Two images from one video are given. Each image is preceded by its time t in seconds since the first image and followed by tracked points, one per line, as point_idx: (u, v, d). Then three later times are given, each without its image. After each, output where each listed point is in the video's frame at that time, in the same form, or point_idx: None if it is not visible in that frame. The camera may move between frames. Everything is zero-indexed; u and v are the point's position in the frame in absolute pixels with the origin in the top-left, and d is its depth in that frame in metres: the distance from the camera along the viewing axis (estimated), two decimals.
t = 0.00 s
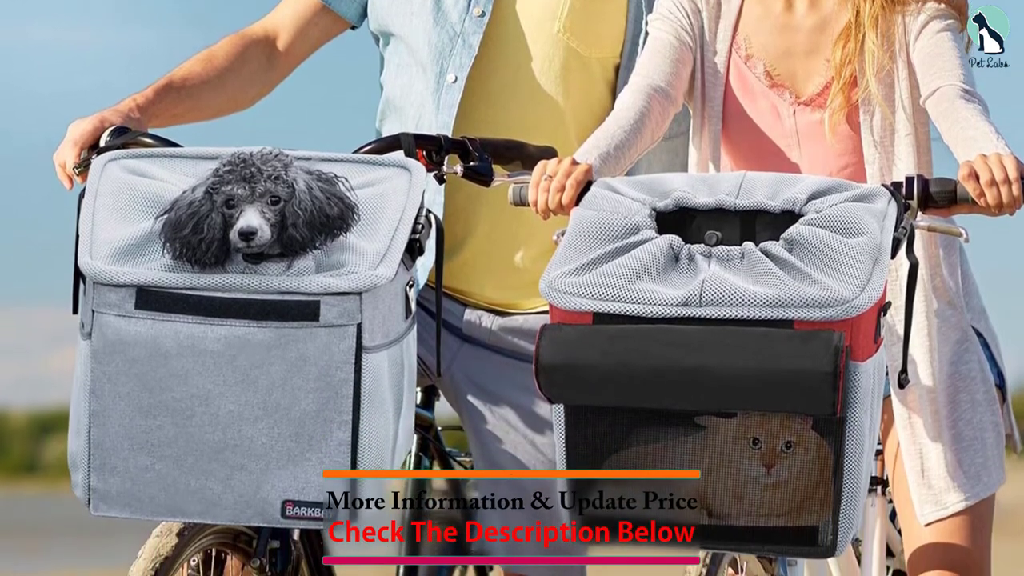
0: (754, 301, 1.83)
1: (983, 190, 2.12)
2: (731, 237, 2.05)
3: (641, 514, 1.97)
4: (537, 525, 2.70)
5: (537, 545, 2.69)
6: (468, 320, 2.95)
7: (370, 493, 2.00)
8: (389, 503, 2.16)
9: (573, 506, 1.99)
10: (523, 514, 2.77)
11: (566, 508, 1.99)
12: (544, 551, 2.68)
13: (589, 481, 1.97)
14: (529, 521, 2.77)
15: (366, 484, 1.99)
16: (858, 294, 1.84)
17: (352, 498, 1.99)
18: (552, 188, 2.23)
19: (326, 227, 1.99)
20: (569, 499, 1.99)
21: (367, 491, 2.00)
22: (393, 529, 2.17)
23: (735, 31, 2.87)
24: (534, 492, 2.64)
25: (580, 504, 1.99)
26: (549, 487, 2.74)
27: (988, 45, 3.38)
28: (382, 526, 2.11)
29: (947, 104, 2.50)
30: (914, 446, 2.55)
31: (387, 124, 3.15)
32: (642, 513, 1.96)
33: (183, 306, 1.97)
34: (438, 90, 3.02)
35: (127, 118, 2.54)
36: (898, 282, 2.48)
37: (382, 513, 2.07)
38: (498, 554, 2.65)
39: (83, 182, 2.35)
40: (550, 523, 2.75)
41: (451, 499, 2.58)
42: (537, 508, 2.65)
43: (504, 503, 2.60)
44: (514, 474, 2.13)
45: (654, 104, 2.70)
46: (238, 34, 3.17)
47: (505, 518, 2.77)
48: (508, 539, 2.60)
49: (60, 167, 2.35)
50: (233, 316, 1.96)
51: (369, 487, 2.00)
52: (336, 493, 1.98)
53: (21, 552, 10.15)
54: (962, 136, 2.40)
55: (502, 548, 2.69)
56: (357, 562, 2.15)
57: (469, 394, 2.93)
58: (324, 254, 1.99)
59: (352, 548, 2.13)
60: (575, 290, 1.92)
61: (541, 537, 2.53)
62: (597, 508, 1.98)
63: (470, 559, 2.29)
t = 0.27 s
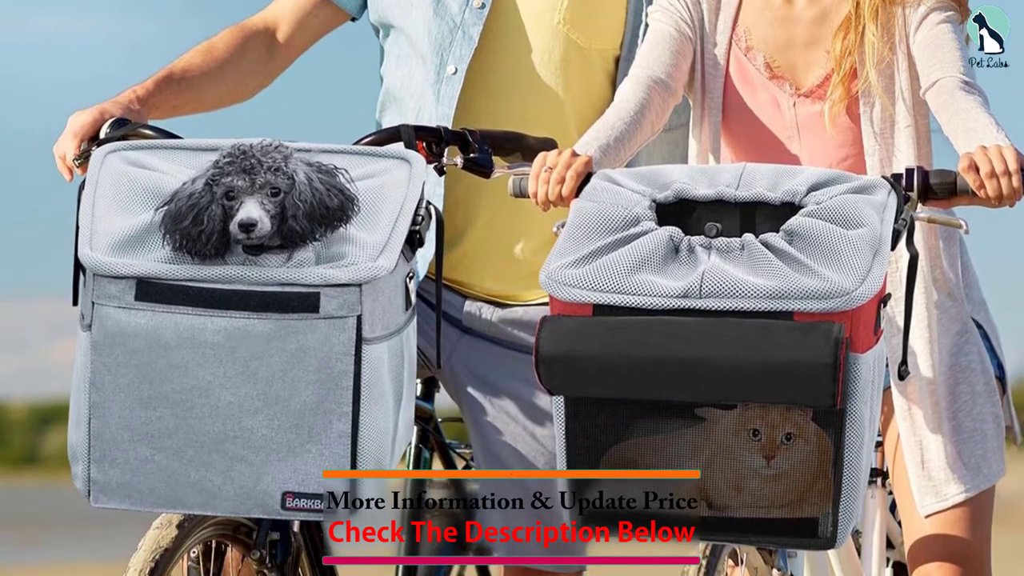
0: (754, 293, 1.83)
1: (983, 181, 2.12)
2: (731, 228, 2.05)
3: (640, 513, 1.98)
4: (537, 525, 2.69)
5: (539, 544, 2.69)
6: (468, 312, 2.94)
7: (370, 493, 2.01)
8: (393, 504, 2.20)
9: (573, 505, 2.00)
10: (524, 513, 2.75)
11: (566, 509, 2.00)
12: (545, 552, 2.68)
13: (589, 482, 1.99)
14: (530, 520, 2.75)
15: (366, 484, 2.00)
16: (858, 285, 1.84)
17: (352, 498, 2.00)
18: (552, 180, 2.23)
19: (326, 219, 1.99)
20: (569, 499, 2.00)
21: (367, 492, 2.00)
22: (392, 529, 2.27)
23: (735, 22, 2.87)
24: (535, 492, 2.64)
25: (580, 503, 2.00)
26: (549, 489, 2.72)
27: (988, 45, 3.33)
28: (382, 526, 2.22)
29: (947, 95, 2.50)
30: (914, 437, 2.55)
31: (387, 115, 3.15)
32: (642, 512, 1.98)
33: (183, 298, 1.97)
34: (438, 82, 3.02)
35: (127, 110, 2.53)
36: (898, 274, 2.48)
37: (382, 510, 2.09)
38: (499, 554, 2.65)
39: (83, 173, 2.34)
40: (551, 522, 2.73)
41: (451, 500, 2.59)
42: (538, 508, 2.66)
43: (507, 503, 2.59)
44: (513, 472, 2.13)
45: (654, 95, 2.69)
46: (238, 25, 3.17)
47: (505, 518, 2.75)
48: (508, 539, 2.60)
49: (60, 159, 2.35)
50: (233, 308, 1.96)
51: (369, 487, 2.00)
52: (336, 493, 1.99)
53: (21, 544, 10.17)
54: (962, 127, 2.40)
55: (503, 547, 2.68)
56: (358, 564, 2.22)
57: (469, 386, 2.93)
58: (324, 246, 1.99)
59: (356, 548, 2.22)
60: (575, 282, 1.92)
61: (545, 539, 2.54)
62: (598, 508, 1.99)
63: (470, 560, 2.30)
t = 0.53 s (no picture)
0: (754, 285, 1.83)
1: (983, 173, 2.12)
2: (731, 220, 2.05)
3: (641, 513, 1.98)
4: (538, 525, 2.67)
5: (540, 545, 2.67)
6: (468, 304, 2.94)
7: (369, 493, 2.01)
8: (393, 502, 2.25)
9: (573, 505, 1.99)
10: (524, 513, 2.72)
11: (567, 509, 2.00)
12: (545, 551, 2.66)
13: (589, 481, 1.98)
14: (530, 521, 2.71)
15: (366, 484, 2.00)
16: (858, 277, 1.83)
17: (351, 498, 2.00)
18: (552, 172, 2.23)
19: (326, 211, 1.99)
20: (569, 499, 1.99)
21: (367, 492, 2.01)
22: (392, 530, 2.36)
23: (735, 14, 2.86)
24: (536, 492, 2.62)
25: (580, 504, 1.99)
26: (548, 488, 2.70)
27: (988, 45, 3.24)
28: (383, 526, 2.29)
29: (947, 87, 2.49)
30: (914, 429, 2.55)
31: (387, 107, 3.14)
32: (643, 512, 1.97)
33: (183, 290, 1.97)
34: (438, 74, 3.01)
35: (127, 102, 2.53)
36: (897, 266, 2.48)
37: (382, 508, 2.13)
38: (498, 554, 2.63)
39: (83, 165, 2.34)
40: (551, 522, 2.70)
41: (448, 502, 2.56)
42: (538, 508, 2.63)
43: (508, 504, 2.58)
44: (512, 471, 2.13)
45: (654, 87, 2.68)
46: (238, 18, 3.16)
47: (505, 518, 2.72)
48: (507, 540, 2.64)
49: (60, 151, 2.35)
50: (233, 300, 1.96)
51: (369, 487, 2.01)
52: (336, 493, 1.99)
53: (21, 536, 10.16)
54: (963, 119, 2.39)
55: (502, 547, 2.67)
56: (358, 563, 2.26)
57: (469, 377, 2.93)
58: (324, 238, 1.99)
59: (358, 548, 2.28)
60: (575, 274, 1.92)
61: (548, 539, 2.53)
62: (598, 508, 1.98)
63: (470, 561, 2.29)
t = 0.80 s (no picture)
0: (755, 278, 1.83)
1: (983, 165, 2.12)
2: (731, 213, 2.05)
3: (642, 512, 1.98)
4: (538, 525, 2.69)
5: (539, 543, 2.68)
6: (468, 296, 2.94)
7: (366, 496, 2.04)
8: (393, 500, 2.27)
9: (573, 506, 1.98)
10: (525, 513, 2.76)
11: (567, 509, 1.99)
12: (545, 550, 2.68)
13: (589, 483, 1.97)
14: (530, 520, 2.75)
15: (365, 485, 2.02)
16: (858, 270, 1.83)
17: (351, 498, 2.01)
18: (552, 165, 2.23)
19: (326, 203, 1.99)
20: (569, 499, 1.98)
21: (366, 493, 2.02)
22: (392, 529, 2.38)
23: (735, 7, 2.86)
24: (534, 492, 2.63)
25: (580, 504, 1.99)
26: (550, 488, 2.71)
27: (989, 46, 3.23)
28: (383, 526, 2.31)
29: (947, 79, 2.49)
30: (914, 422, 2.55)
31: (387, 100, 3.15)
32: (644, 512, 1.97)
33: (184, 283, 1.97)
34: (438, 66, 3.00)
35: (127, 95, 2.53)
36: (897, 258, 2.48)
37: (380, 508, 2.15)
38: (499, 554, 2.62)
39: (83, 158, 2.34)
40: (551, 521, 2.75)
41: (448, 501, 2.52)
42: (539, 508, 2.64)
43: (506, 504, 2.59)
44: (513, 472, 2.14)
45: (654, 80, 2.68)
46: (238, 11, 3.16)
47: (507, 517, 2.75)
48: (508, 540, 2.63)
49: (60, 144, 2.34)
50: (233, 292, 1.96)
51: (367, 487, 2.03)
52: (336, 493, 2.00)
53: (21, 530, 10.16)
54: (962, 111, 2.39)
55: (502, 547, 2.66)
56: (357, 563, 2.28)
57: (469, 369, 2.93)
58: (324, 231, 1.99)
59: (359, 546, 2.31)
60: (575, 266, 1.92)
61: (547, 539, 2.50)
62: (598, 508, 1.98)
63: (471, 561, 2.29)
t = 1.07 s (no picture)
0: (754, 270, 1.83)
1: (983, 158, 2.12)
2: (731, 206, 2.04)
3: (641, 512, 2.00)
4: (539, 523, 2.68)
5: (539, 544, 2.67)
6: (468, 289, 2.94)
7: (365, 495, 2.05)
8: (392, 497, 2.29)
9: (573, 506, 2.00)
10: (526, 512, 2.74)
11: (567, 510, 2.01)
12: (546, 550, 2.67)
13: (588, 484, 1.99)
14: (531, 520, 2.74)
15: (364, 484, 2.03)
16: (858, 263, 1.83)
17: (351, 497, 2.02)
18: (552, 157, 2.23)
19: (326, 196, 1.98)
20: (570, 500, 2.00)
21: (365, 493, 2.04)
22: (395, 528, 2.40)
23: None
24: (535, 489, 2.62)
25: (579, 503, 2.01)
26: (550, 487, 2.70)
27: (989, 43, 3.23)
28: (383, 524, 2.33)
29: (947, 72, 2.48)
30: (914, 415, 2.56)
31: (387, 92, 3.14)
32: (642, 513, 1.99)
33: (184, 276, 1.97)
34: (438, 59, 3.00)
35: (127, 87, 2.53)
36: (898, 251, 2.49)
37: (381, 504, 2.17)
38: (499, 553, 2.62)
39: (83, 151, 2.34)
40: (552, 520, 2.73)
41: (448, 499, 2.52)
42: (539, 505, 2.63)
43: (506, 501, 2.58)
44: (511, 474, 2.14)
45: (654, 73, 2.67)
46: (238, 4, 3.16)
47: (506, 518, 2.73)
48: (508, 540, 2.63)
49: (60, 136, 2.35)
50: (234, 285, 1.96)
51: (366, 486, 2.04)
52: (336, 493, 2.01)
53: (22, 522, 10.16)
54: (962, 104, 2.39)
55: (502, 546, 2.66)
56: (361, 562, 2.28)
57: (469, 362, 2.93)
58: (324, 224, 1.99)
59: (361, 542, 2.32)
60: (575, 259, 1.92)
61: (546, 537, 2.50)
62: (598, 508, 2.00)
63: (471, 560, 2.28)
